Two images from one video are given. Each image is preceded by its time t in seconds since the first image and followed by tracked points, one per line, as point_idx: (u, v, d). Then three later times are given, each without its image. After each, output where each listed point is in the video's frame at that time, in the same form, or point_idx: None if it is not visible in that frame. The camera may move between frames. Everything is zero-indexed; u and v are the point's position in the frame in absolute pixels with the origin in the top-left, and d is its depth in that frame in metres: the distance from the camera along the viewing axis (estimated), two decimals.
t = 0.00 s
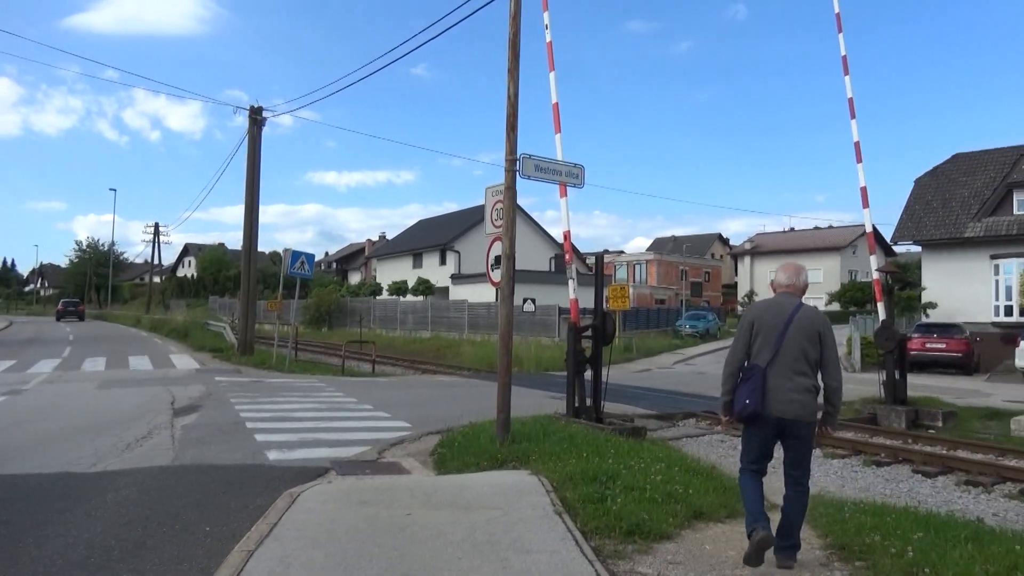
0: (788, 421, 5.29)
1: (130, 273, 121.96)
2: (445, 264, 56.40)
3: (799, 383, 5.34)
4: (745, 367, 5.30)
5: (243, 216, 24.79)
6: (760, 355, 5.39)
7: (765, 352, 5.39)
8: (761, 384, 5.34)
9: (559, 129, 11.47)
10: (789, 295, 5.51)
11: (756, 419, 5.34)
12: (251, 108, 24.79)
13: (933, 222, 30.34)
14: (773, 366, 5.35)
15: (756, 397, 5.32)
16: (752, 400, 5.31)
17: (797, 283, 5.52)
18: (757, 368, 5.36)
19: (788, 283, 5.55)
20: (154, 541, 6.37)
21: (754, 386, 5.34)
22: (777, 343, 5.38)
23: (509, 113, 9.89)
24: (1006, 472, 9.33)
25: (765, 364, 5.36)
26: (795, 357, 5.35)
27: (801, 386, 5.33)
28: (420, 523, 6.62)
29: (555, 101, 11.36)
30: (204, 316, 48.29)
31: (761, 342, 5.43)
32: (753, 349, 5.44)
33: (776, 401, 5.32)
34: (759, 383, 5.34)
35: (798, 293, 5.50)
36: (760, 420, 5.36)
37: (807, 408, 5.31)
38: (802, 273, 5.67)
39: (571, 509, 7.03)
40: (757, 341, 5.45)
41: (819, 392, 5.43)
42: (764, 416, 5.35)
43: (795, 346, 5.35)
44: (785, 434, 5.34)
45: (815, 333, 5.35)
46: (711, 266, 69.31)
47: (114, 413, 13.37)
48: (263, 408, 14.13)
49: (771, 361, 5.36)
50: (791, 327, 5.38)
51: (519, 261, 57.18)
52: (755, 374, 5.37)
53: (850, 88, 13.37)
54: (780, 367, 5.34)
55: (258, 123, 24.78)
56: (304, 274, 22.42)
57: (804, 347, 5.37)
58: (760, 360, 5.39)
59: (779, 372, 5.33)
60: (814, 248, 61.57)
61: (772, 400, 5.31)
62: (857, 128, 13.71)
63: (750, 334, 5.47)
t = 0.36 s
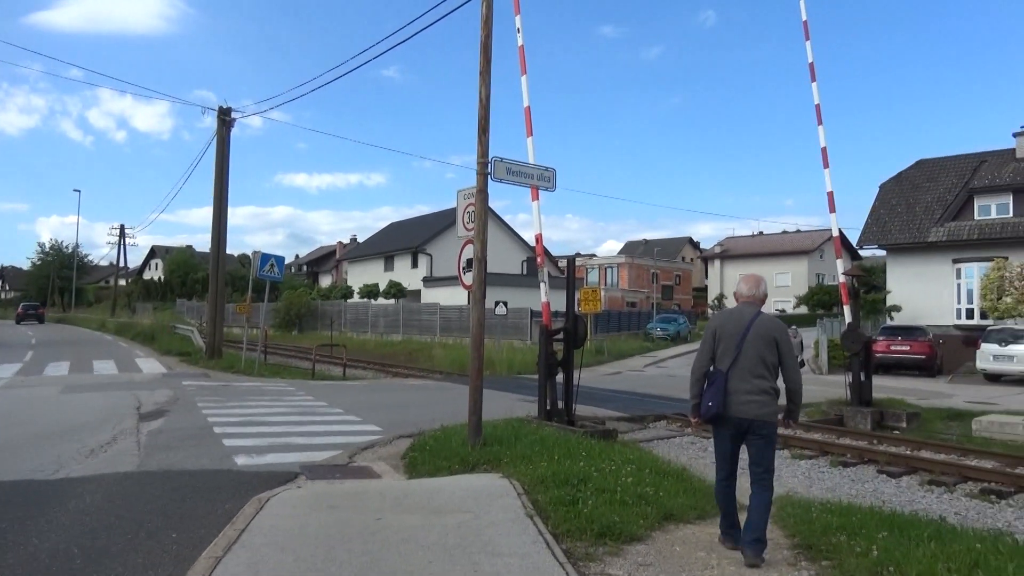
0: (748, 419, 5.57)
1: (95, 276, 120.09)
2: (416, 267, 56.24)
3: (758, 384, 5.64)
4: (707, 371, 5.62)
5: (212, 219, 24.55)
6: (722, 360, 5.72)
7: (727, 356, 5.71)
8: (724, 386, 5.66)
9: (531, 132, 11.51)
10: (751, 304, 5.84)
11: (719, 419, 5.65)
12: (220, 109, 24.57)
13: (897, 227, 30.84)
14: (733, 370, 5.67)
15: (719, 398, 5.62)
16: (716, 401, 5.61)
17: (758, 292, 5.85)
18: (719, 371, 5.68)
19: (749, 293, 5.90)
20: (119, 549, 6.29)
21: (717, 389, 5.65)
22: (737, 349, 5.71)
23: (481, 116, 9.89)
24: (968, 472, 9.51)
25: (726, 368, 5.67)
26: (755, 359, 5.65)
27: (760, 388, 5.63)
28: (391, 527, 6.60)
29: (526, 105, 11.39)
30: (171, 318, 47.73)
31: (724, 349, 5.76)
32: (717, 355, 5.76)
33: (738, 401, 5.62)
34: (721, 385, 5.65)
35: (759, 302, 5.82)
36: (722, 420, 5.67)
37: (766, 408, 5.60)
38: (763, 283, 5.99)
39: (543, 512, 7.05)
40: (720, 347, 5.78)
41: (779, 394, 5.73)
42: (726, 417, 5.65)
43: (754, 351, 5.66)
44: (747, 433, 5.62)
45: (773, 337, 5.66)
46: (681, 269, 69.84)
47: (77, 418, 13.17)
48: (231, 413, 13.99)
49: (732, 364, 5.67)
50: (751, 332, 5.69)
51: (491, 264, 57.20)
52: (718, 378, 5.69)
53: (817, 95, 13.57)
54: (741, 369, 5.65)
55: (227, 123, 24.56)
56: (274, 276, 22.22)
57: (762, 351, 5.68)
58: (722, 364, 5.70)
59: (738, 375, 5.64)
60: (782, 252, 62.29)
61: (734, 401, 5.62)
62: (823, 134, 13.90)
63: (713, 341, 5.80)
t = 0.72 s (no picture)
0: (717, 414, 5.81)
1: (67, 276, 118.54)
2: (393, 267, 56.08)
3: (726, 381, 5.85)
4: (677, 371, 5.87)
5: (185, 218, 24.34)
6: (692, 359, 5.95)
7: (697, 356, 5.93)
8: (694, 384, 5.89)
9: (508, 133, 11.52)
10: (716, 305, 6.04)
11: (690, 414, 5.89)
12: (194, 107, 24.37)
13: (869, 228, 31.20)
14: (703, 369, 5.89)
15: (690, 395, 5.87)
16: (685, 399, 5.86)
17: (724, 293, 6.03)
18: (689, 370, 5.91)
19: (716, 295, 6.09)
20: (89, 554, 6.22)
21: (687, 386, 5.89)
22: (706, 348, 5.92)
23: (457, 116, 9.89)
24: (938, 470, 9.64)
25: (696, 367, 5.90)
26: (722, 358, 5.87)
27: (729, 385, 5.85)
28: (367, 528, 6.58)
29: (503, 105, 11.40)
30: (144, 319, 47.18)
31: (694, 349, 5.98)
32: (688, 354, 5.98)
33: (708, 399, 5.85)
34: (691, 383, 5.89)
35: (725, 303, 6.02)
36: (694, 415, 5.91)
37: (732, 403, 5.82)
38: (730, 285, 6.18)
39: (519, 512, 7.06)
40: (691, 347, 6.00)
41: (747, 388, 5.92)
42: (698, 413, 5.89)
43: (719, 349, 5.87)
44: (717, 426, 5.86)
45: (738, 337, 5.86)
46: (658, 270, 70.22)
47: (48, 421, 12.99)
48: (205, 414, 13.88)
49: (702, 363, 5.89)
50: (717, 333, 5.90)
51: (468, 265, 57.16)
52: (689, 376, 5.93)
53: (791, 98, 13.70)
54: (709, 368, 5.87)
55: (201, 122, 24.36)
56: (249, 277, 22.06)
57: (729, 350, 5.88)
58: (692, 363, 5.93)
59: (707, 373, 5.87)
60: (756, 253, 62.78)
61: (704, 398, 5.85)
62: (797, 136, 14.04)
63: (684, 342, 6.03)
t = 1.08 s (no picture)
0: (699, 420, 6.23)
1: (37, 276, 116.82)
2: (369, 268, 55.84)
3: (709, 390, 6.28)
4: (666, 378, 6.25)
5: (158, 219, 24.07)
6: (678, 368, 6.34)
7: (683, 366, 6.33)
8: (680, 391, 6.29)
9: (485, 134, 11.52)
10: (704, 318, 6.45)
11: (674, 420, 6.27)
12: (167, 106, 24.11)
13: (842, 231, 31.54)
14: (688, 378, 6.30)
15: (676, 401, 6.25)
16: (672, 404, 6.23)
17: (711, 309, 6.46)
18: (676, 379, 6.31)
19: (701, 309, 6.54)
20: (56, 561, 6.11)
21: (673, 393, 6.27)
22: (692, 359, 6.34)
23: (434, 117, 9.87)
24: (908, 469, 9.77)
25: (682, 376, 6.30)
26: (706, 369, 6.30)
27: (710, 395, 6.29)
28: (342, 532, 6.54)
29: (480, 106, 11.40)
30: (115, 321, 46.51)
31: (681, 358, 6.38)
32: (675, 363, 6.38)
33: (691, 406, 6.26)
34: (677, 391, 6.27)
35: (711, 316, 6.46)
36: (676, 420, 6.29)
37: (714, 409, 6.27)
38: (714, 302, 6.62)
39: (495, 514, 7.05)
40: (677, 356, 6.40)
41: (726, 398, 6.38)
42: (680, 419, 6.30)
43: (706, 359, 6.30)
44: (698, 431, 6.27)
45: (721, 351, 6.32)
46: (634, 271, 70.50)
47: (16, 425, 12.79)
48: (177, 417, 13.73)
49: (687, 373, 6.30)
50: (704, 346, 6.33)
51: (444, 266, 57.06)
52: (675, 384, 6.31)
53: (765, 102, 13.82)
54: (695, 378, 6.29)
55: (174, 121, 24.10)
56: (223, 278, 21.84)
57: (713, 362, 6.33)
58: (678, 372, 6.33)
59: (692, 382, 6.28)
60: (731, 255, 63.23)
61: (688, 405, 6.26)
62: (771, 139, 14.17)
63: (671, 351, 6.41)
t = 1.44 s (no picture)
0: (681, 422, 6.36)
1: (10, 279, 115.27)
2: (349, 271, 55.63)
3: (689, 393, 6.42)
4: (647, 383, 6.41)
5: (134, 220, 23.85)
6: (659, 372, 6.49)
7: (663, 370, 6.48)
8: (662, 394, 6.43)
9: (465, 137, 11.51)
10: (682, 325, 6.62)
11: (657, 422, 6.42)
12: (144, 107, 23.90)
13: (819, 234, 31.81)
14: (669, 382, 6.44)
15: (658, 405, 6.41)
16: (654, 408, 6.39)
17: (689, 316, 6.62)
18: (657, 383, 6.45)
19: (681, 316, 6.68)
20: (28, 568, 6.02)
21: (655, 396, 6.43)
22: (672, 363, 6.48)
23: (414, 120, 9.85)
24: (885, 470, 9.85)
25: (663, 380, 6.45)
26: (686, 373, 6.44)
27: (692, 397, 6.42)
28: (320, 536, 6.51)
29: (460, 109, 11.39)
30: (90, 323, 46.00)
31: (661, 363, 6.53)
32: (656, 367, 6.52)
33: (673, 409, 6.39)
34: (659, 394, 6.42)
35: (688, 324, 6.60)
36: (659, 423, 6.45)
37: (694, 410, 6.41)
38: (693, 310, 6.78)
39: (475, 517, 7.04)
40: (658, 361, 6.55)
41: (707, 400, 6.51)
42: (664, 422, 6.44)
43: (684, 363, 6.44)
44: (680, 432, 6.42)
45: (699, 355, 6.46)
46: (614, 274, 70.73)
47: None
48: (154, 421, 13.59)
49: (667, 377, 6.45)
50: (683, 350, 6.48)
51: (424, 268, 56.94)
52: (656, 388, 6.46)
53: (743, 106, 13.93)
54: (675, 381, 6.43)
55: (151, 122, 23.90)
56: (200, 280, 21.66)
57: (692, 365, 6.47)
58: (659, 376, 6.48)
59: (672, 386, 6.42)
60: (710, 258, 63.60)
61: (669, 408, 6.40)
62: (748, 144, 14.28)
63: (652, 357, 6.57)
